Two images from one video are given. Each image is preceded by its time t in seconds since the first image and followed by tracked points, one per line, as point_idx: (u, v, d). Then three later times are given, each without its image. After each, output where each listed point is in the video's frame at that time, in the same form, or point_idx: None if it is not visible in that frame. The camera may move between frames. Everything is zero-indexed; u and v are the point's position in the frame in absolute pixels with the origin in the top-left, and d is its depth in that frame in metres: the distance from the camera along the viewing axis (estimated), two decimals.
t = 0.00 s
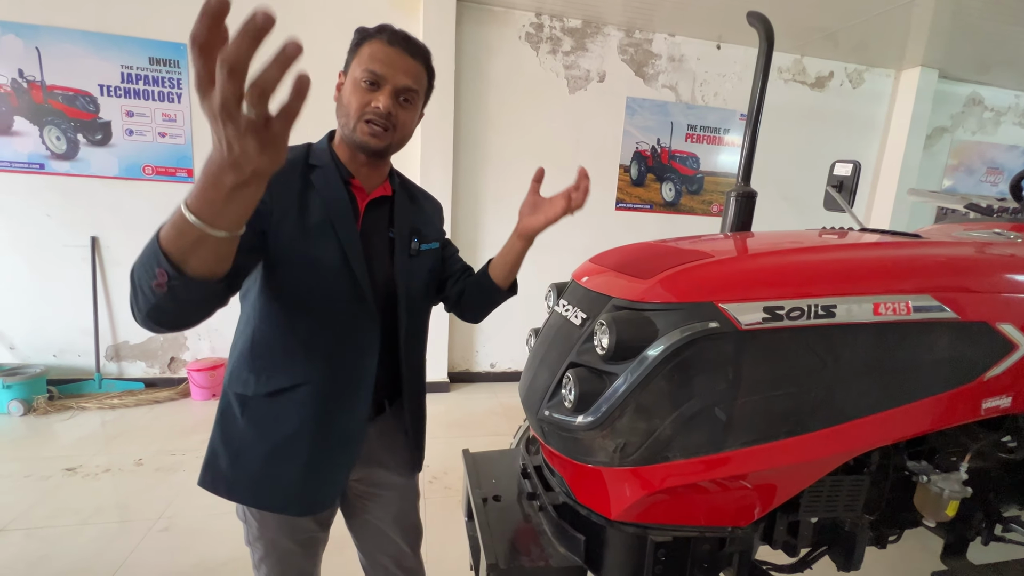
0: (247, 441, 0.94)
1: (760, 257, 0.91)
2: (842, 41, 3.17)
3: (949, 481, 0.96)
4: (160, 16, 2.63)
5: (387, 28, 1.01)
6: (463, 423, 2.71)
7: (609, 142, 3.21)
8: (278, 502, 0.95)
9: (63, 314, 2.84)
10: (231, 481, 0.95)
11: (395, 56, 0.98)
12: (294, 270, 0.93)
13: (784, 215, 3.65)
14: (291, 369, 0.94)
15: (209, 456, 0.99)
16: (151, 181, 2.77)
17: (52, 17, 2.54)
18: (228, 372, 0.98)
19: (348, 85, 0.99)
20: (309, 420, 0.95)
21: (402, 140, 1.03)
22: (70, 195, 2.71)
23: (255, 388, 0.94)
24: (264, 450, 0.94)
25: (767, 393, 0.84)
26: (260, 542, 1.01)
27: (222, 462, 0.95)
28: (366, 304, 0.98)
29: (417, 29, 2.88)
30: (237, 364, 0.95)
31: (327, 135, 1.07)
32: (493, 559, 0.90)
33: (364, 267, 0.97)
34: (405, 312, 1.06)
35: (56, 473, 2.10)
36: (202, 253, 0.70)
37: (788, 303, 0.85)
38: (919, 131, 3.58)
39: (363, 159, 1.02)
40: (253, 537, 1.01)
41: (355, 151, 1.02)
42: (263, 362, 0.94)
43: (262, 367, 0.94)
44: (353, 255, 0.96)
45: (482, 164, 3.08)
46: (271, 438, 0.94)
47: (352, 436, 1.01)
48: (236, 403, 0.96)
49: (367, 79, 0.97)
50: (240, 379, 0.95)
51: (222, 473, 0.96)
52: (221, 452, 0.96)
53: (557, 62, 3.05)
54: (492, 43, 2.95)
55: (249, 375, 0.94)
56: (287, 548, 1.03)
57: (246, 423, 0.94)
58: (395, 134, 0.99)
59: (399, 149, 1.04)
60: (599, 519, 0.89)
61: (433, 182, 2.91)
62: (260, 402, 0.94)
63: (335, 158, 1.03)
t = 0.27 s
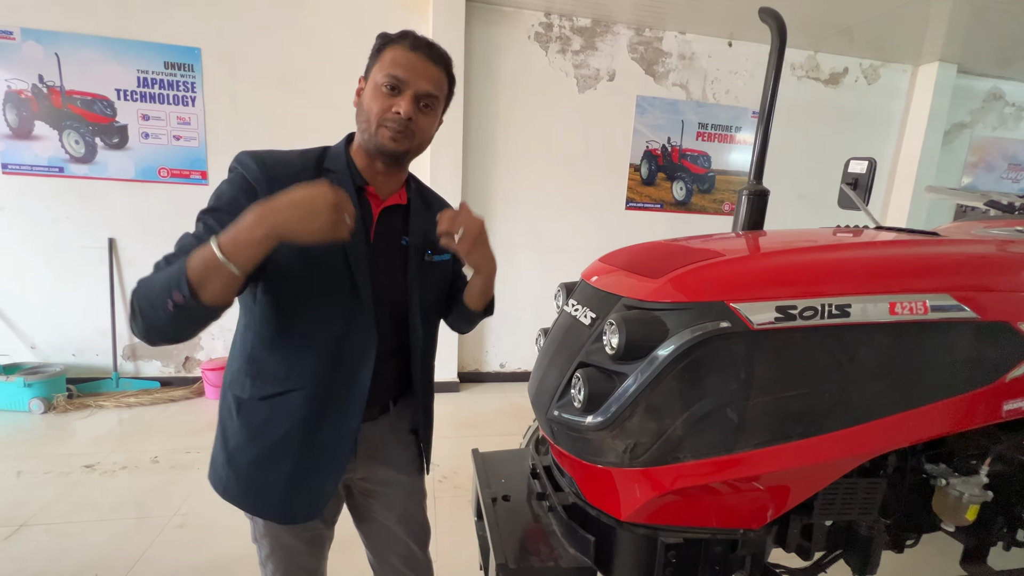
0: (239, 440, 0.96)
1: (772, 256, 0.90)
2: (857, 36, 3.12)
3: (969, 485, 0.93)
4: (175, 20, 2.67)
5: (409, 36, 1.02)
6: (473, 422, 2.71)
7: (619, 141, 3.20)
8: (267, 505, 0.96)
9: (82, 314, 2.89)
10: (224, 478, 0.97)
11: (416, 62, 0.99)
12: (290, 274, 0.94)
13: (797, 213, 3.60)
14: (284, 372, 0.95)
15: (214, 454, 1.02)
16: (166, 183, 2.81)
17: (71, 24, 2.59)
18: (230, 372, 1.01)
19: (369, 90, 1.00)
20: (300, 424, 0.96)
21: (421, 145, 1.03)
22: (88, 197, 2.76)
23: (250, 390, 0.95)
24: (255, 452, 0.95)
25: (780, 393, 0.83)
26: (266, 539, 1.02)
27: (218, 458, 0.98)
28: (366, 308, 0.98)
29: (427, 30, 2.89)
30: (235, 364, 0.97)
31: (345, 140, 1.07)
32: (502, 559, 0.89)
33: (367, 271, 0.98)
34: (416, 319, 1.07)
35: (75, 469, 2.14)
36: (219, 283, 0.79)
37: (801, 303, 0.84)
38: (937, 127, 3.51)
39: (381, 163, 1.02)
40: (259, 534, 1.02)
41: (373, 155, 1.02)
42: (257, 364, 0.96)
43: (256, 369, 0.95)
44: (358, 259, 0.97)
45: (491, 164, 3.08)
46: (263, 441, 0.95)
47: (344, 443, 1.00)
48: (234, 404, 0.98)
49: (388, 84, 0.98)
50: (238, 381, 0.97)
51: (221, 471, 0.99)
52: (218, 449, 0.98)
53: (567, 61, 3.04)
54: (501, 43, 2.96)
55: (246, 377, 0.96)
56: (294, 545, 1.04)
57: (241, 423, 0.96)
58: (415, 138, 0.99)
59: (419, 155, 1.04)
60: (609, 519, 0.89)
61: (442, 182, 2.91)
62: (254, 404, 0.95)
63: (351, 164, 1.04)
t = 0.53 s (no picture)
0: (256, 441, 0.98)
1: (780, 258, 0.89)
2: (864, 37, 3.10)
3: (981, 490, 0.92)
4: (184, 26, 2.70)
5: (391, 26, 1.05)
6: (479, 425, 2.72)
7: (625, 143, 3.19)
8: (281, 505, 0.97)
9: (92, 317, 2.92)
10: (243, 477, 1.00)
11: (403, 45, 1.02)
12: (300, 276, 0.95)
13: (805, 215, 3.58)
14: (299, 372, 0.97)
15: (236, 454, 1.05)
16: (175, 186, 2.84)
17: (82, 30, 2.62)
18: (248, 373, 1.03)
19: (366, 84, 1.02)
20: (314, 425, 0.97)
21: (426, 125, 1.04)
22: (98, 201, 2.79)
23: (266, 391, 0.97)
24: (270, 453, 0.97)
25: (788, 396, 0.82)
26: (277, 540, 1.02)
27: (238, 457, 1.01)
28: (377, 309, 0.99)
29: (433, 34, 2.90)
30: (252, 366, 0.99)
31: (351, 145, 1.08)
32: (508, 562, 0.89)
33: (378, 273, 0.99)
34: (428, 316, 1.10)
35: (85, 470, 2.16)
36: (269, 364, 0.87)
37: (809, 306, 0.83)
38: (946, 127, 3.48)
39: (391, 152, 1.03)
40: (270, 534, 1.03)
41: (382, 147, 1.02)
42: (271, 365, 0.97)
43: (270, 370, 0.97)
44: (369, 261, 0.98)
45: (497, 166, 3.09)
46: (278, 441, 0.97)
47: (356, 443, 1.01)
48: (251, 404, 1.00)
49: (383, 72, 1.00)
50: (255, 382, 0.99)
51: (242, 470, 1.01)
52: (238, 448, 1.01)
53: (572, 63, 3.04)
54: (507, 46, 2.96)
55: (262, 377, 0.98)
56: (303, 546, 1.04)
57: (257, 423, 0.98)
58: (419, 116, 1.00)
59: (426, 135, 1.04)
60: (615, 523, 0.88)
61: (448, 184, 2.92)
62: (271, 405, 0.97)
63: (361, 164, 1.04)
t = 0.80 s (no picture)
0: (269, 444, 0.98)
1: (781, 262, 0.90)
2: (865, 41, 3.10)
3: (986, 496, 0.92)
4: (188, 31, 2.72)
5: (391, 27, 1.04)
6: (481, 428, 2.71)
7: (626, 147, 3.20)
8: (299, 507, 0.97)
9: (95, 320, 2.93)
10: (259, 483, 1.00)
11: (403, 49, 1.02)
12: (309, 276, 0.96)
13: (807, 219, 3.58)
14: (311, 372, 0.97)
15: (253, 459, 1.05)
16: (178, 190, 2.85)
17: (87, 35, 2.64)
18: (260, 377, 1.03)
19: (365, 90, 1.03)
20: (327, 424, 0.97)
21: (426, 131, 1.04)
22: (102, 204, 2.80)
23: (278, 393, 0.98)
24: (285, 455, 0.97)
25: (790, 401, 0.82)
26: (289, 546, 1.02)
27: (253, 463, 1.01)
28: (385, 306, 0.99)
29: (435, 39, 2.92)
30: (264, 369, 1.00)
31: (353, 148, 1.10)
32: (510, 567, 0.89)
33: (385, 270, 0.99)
34: (436, 309, 1.10)
35: (87, 473, 2.16)
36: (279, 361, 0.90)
37: (811, 310, 0.83)
38: (948, 131, 3.48)
39: (392, 159, 1.04)
40: (282, 540, 1.03)
41: (383, 154, 1.04)
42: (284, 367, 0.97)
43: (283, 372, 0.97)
44: (374, 259, 0.98)
45: (499, 170, 3.09)
46: (291, 443, 0.97)
47: (370, 442, 1.00)
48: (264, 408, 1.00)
49: (382, 79, 1.01)
50: (268, 385, 1.00)
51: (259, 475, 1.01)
52: (253, 453, 1.01)
53: (574, 68, 3.06)
54: (509, 51, 2.98)
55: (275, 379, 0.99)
56: (316, 552, 1.04)
57: (270, 426, 0.98)
58: (418, 125, 1.01)
59: (427, 142, 1.05)
60: (617, 527, 0.88)
61: (450, 188, 2.92)
62: (283, 407, 0.98)
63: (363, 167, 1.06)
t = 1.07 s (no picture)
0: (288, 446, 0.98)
1: (789, 260, 0.89)
2: (874, 36, 3.07)
3: (994, 495, 0.91)
4: (194, 28, 2.73)
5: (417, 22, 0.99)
6: (485, 425, 2.72)
7: (631, 144, 3.19)
8: (323, 507, 0.98)
9: (103, 315, 2.96)
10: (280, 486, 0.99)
11: (433, 50, 0.98)
12: (327, 277, 0.95)
13: (813, 216, 3.56)
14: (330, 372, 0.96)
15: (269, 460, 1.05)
16: (185, 186, 2.86)
17: (95, 32, 2.65)
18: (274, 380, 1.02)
19: (386, 85, 0.97)
20: (348, 425, 0.97)
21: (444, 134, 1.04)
22: (110, 201, 2.82)
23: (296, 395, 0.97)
24: (305, 456, 0.97)
25: (797, 398, 0.81)
26: (305, 542, 1.03)
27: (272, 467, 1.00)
28: (401, 302, 1.00)
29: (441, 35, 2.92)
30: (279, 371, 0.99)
31: (358, 142, 1.07)
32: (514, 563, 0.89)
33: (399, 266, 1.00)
34: (448, 302, 1.12)
35: (96, 467, 2.18)
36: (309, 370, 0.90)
37: (819, 307, 0.83)
38: (957, 127, 3.44)
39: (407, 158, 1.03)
40: (298, 536, 1.03)
41: (398, 152, 1.01)
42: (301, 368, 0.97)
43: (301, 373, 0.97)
44: (389, 257, 0.99)
45: (504, 167, 3.09)
46: (312, 444, 0.97)
47: (389, 439, 1.02)
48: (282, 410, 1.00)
49: (411, 79, 0.96)
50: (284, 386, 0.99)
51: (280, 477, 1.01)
52: (271, 457, 1.01)
53: (580, 64, 3.04)
54: (515, 47, 2.97)
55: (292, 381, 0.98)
56: (332, 549, 1.04)
57: (289, 429, 0.98)
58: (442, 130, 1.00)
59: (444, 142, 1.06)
60: (622, 524, 0.88)
61: (455, 184, 2.92)
62: (301, 408, 0.97)
63: (372, 163, 1.04)
